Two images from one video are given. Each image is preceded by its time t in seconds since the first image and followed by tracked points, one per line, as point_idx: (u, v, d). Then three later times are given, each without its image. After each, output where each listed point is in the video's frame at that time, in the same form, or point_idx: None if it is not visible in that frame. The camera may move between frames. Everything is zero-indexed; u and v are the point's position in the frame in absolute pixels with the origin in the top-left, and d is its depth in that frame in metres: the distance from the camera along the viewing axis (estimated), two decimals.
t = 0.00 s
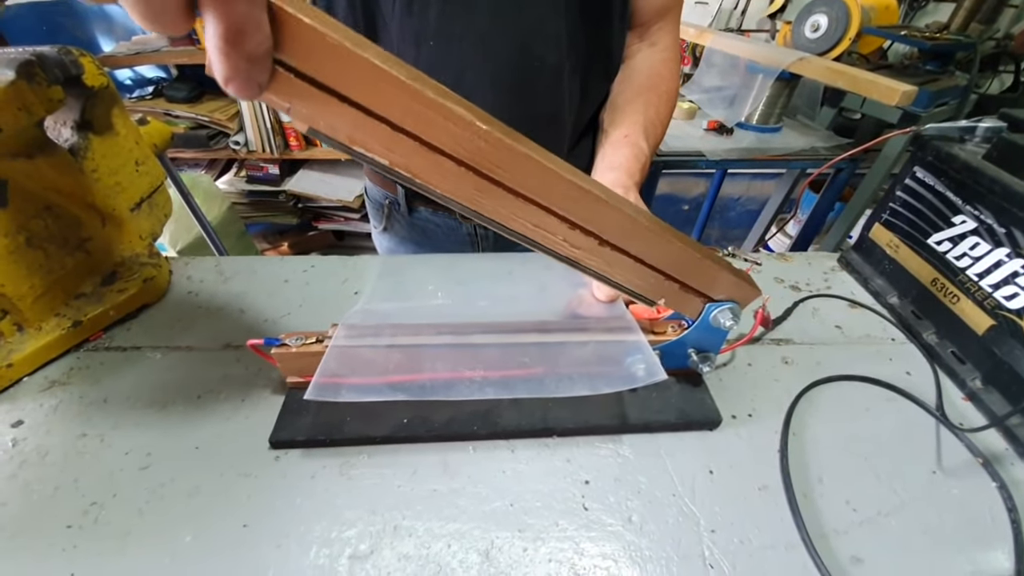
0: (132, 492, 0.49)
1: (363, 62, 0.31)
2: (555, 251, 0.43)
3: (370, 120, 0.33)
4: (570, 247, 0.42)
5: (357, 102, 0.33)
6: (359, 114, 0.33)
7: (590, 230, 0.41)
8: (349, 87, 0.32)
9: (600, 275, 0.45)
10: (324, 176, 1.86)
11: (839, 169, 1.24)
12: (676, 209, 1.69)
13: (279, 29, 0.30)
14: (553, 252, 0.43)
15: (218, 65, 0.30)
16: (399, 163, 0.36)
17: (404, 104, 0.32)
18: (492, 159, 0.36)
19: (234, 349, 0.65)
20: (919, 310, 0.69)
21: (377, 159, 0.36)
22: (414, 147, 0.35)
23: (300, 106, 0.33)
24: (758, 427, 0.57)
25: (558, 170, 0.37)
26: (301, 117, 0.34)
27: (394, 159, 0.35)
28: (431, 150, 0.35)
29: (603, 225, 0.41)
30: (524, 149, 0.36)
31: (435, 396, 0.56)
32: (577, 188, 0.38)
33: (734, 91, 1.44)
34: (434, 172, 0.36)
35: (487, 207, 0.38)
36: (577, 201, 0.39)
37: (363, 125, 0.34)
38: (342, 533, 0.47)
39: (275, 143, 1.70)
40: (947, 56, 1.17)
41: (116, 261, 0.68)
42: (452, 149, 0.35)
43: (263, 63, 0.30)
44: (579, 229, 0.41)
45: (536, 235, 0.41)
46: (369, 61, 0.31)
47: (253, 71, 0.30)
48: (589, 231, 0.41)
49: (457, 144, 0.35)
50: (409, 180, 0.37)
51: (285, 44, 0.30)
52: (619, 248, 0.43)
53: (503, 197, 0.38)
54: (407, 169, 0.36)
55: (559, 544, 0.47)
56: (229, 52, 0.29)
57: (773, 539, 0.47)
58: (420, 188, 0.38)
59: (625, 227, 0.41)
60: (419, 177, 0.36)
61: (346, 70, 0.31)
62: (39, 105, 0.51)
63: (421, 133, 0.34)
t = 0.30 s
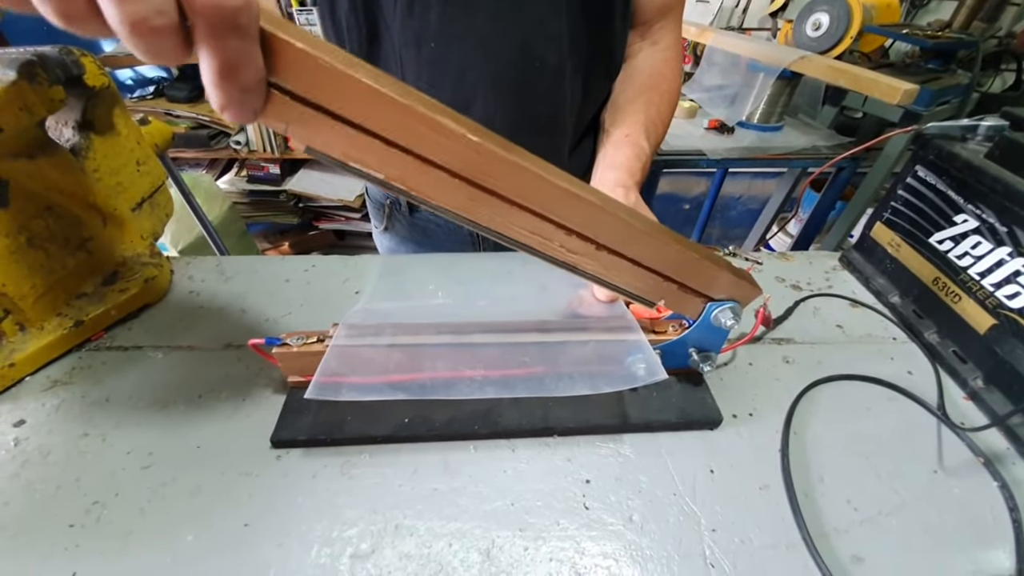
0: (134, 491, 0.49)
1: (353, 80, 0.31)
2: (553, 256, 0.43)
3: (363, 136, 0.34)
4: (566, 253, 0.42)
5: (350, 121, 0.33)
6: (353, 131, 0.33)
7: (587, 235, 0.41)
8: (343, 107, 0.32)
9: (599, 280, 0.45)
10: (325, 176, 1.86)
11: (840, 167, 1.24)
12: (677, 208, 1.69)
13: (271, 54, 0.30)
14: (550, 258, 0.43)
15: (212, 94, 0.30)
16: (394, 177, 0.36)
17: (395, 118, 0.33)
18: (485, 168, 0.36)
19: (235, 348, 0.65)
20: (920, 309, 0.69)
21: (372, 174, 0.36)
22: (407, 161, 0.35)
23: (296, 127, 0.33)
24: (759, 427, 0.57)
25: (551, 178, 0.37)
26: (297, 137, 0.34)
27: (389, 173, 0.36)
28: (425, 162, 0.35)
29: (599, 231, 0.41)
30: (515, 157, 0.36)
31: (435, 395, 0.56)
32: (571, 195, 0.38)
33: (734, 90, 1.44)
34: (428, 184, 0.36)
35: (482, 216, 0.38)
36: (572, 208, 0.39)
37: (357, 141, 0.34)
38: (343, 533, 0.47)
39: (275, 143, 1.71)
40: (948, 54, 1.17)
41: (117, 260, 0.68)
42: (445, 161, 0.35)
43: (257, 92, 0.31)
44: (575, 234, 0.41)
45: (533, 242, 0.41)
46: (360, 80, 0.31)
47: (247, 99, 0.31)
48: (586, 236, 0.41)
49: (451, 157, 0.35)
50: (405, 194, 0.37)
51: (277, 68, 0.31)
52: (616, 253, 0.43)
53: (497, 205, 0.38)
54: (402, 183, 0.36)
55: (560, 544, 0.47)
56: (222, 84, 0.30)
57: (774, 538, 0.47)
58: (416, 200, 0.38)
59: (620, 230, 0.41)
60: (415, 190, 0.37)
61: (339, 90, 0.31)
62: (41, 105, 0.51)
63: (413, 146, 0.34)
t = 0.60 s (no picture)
0: (134, 491, 0.49)
1: (339, 112, 0.31)
2: (547, 267, 0.43)
3: (353, 165, 0.34)
4: (558, 262, 0.42)
5: (340, 151, 0.33)
6: (343, 161, 0.34)
7: (579, 246, 0.41)
8: (333, 138, 0.32)
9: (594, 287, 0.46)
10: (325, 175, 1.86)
11: (840, 167, 1.24)
12: (677, 208, 1.69)
13: (263, 97, 0.30)
14: (543, 268, 0.43)
15: (209, 145, 0.30)
16: (387, 201, 0.36)
17: (383, 146, 0.33)
18: (474, 189, 0.36)
19: (234, 348, 0.65)
20: (919, 309, 0.69)
21: (366, 199, 0.36)
22: (399, 186, 0.35)
23: (289, 159, 0.33)
24: (758, 427, 0.57)
25: (538, 194, 0.37)
26: (290, 169, 0.34)
27: (382, 197, 0.36)
28: (415, 186, 0.35)
29: (589, 241, 0.41)
30: (503, 176, 0.36)
31: (434, 395, 0.56)
32: (559, 208, 0.38)
33: (734, 90, 1.44)
34: (421, 206, 0.36)
35: (475, 233, 0.39)
36: (561, 220, 0.39)
37: (348, 169, 0.34)
38: (342, 532, 0.47)
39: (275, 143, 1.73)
40: (948, 54, 1.17)
41: (117, 260, 0.68)
42: (435, 184, 0.35)
43: (252, 138, 0.31)
44: (566, 245, 0.41)
45: (526, 254, 0.41)
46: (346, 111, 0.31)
47: (243, 146, 0.31)
48: (578, 247, 0.41)
49: (440, 179, 0.35)
50: (398, 216, 0.37)
51: (271, 109, 0.31)
52: (608, 261, 0.43)
53: (490, 223, 0.38)
54: (395, 206, 0.36)
55: (560, 543, 0.47)
56: (220, 137, 0.30)
57: (773, 537, 0.47)
58: (410, 222, 0.38)
59: (612, 240, 0.41)
60: (408, 212, 0.37)
61: (328, 121, 0.32)
62: (42, 105, 0.51)
63: (403, 171, 0.34)
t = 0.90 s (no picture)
0: (132, 491, 0.49)
1: (334, 132, 0.33)
2: (543, 272, 0.44)
3: (349, 182, 0.35)
4: (554, 267, 0.43)
5: (336, 168, 0.34)
6: (339, 178, 0.35)
7: (572, 250, 0.42)
8: (327, 156, 0.34)
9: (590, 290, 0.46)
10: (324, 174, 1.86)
11: (839, 167, 1.24)
12: (676, 207, 1.69)
13: (260, 120, 0.31)
14: (539, 273, 0.44)
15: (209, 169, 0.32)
16: (384, 214, 0.37)
17: (378, 162, 0.34)
18: (467, 199, 0.37)
19: (233, 348, 0.65)
20: (919, 309, 0.69)
21: (363, 213, 0.37)
22: (394, 199, 0.36)
23: (288, 177, 0.35)
24: (758, 427, 0.57)
25: (529, 202, 0.38)
26: (290, 188, 0.35)
27: (378, 210, 0.37)
28: (410, 199, 0.36)
29: (582, 246, 0.42)
30: (495, 185, 0.37)
31: (433, 395, 0.56)
32: (550, 214, 0.39)
33: (734, 89, 1.44)
34: (416, 217, 0.37)
35: (471, 242, 0.40)
36: (554, 226, 0.40)
37: (344, 186, 0.35)
38: (341, 532, 0.47)
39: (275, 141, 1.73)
40: (948, 54, 1.17)
41: (116, 259, 0.68)
42: (429, 196, 0.36)
43: (250, 160, 0.32)
44: (561, 251, 0.41)
45: (521, 261, 0.42)
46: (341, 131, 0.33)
47: (241, 168, 0.33)
48: (572, 252, 0.42)
49: (432, 191, 0.36)
50: (394, 228, 0.38)
51: (268, 131, 0.32)
52: (603, 264, 0.44)
53: (484, 231, 0.39)
54: (391, 218, 0.37)
55: (559, 543, 0.47)
56: (219, 163, 0.31)
57: (772, 536, 0.47)
58: (407, 233, 0.39)
59: (604, 243, 0.42)
60: (404, 223, 0.38)
61: (323, 139, 0.33)
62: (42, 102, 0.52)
63: (398, 186, 0.35)
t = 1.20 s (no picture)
0: (132, 490, 0.49)
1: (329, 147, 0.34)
2: (541, 277, 0.44)
3: (346, 194, 0.37)
4: (552, 271, 0.44)
5: (333, 181, 0.36)
6: (337, 190, 0.36)
7: (568, 254, 0.42)
8: (323, 170, 0.35)
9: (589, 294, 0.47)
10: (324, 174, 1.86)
11: (840, 166, 1.24)
12: (676, 207, 1.69)
13: (257, 138, 0.33)
14: (536, 277, 0.44)
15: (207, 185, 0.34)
16: (381, 224, 0.39)
17: (372, 175, 0.35)
18: (461, 208, 0.38)
19: (233, 347, 0.65)
20: (919, 309, 0.69)
21: (361, 223, 0.39)
22: (390, 210, 0.38)
23: (288, 191, 0.37)
24: (758, 426, 0.57)
25: (522, 209, 0.39)
26: (291, 201, 0.37)
27: (376, 221, 0.38)
28: (405, 209, 0.38)
29: (578, 251, 0.42)
30: (487, 194, 0.38)
31: (434, 394, 0.56)
32: (545, 220, 0.40)
33: (734, 88, 1.44)
34: (413, 226, 0.39)
35: (467, 249, 0.41)
36: (548, 231, 0.40)
37: (342, 198, 0.37)
38: (342, 531, 0.47)
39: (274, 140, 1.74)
40: (948, 53, 1.17)
41: (115, 259, 0.68)
42: (423, 206, 0.37)
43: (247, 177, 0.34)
44: (557, 255, 0.42)
45: (518, 266, 0.43)
46: (335, 146, 0.34)
47: (238, 184, 0.35)
48: (569, 256, 0.43)
49: (425, 201, 0.37)
50: (393, 237, 0.40)
51: (265, 148, 0.34)
52: (601, 267, 0.44)
53: (480, 238, 0.40)
54: (389, 228, 0.39)
55: (560, 542, 0.47)
56: (217, 180, 0.33)
57: (773, 535, 0.47)
58: (405, 242, 0.40)
59: (601, 247, 0.42)
60: (402, 232, 0.39)
61: (319, 154, 0.34)
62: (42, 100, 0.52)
63: (393, 197, 0.37)
